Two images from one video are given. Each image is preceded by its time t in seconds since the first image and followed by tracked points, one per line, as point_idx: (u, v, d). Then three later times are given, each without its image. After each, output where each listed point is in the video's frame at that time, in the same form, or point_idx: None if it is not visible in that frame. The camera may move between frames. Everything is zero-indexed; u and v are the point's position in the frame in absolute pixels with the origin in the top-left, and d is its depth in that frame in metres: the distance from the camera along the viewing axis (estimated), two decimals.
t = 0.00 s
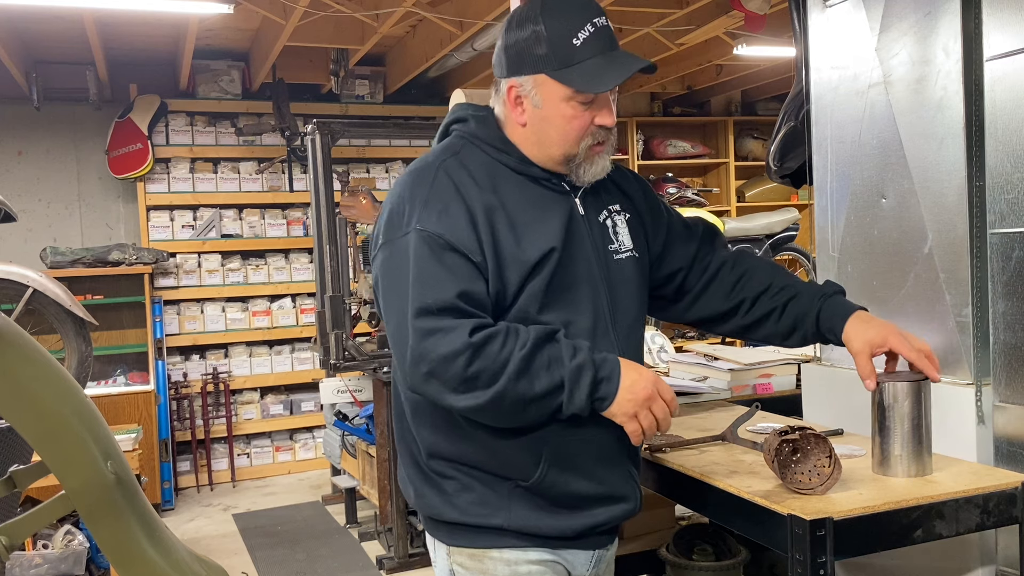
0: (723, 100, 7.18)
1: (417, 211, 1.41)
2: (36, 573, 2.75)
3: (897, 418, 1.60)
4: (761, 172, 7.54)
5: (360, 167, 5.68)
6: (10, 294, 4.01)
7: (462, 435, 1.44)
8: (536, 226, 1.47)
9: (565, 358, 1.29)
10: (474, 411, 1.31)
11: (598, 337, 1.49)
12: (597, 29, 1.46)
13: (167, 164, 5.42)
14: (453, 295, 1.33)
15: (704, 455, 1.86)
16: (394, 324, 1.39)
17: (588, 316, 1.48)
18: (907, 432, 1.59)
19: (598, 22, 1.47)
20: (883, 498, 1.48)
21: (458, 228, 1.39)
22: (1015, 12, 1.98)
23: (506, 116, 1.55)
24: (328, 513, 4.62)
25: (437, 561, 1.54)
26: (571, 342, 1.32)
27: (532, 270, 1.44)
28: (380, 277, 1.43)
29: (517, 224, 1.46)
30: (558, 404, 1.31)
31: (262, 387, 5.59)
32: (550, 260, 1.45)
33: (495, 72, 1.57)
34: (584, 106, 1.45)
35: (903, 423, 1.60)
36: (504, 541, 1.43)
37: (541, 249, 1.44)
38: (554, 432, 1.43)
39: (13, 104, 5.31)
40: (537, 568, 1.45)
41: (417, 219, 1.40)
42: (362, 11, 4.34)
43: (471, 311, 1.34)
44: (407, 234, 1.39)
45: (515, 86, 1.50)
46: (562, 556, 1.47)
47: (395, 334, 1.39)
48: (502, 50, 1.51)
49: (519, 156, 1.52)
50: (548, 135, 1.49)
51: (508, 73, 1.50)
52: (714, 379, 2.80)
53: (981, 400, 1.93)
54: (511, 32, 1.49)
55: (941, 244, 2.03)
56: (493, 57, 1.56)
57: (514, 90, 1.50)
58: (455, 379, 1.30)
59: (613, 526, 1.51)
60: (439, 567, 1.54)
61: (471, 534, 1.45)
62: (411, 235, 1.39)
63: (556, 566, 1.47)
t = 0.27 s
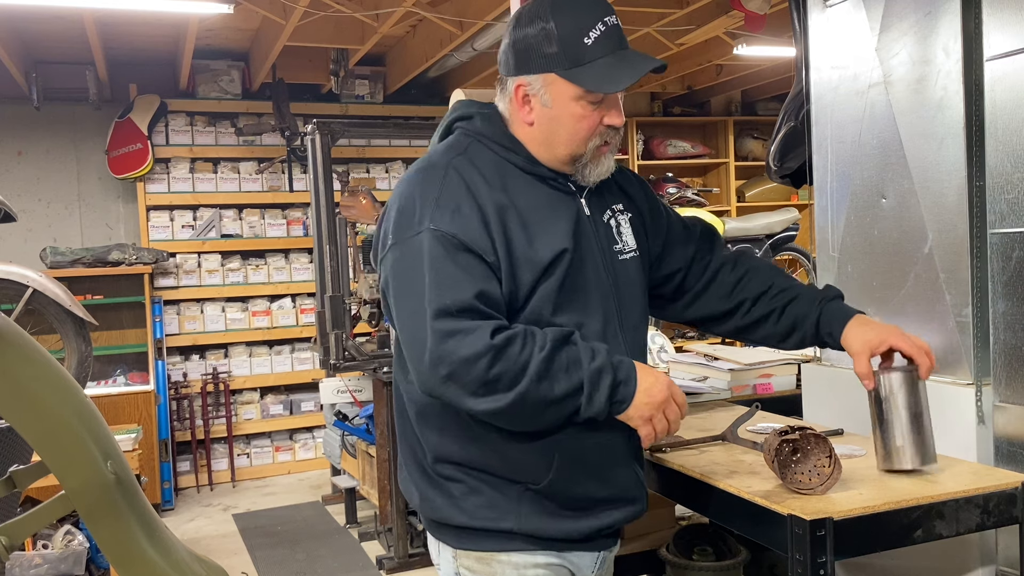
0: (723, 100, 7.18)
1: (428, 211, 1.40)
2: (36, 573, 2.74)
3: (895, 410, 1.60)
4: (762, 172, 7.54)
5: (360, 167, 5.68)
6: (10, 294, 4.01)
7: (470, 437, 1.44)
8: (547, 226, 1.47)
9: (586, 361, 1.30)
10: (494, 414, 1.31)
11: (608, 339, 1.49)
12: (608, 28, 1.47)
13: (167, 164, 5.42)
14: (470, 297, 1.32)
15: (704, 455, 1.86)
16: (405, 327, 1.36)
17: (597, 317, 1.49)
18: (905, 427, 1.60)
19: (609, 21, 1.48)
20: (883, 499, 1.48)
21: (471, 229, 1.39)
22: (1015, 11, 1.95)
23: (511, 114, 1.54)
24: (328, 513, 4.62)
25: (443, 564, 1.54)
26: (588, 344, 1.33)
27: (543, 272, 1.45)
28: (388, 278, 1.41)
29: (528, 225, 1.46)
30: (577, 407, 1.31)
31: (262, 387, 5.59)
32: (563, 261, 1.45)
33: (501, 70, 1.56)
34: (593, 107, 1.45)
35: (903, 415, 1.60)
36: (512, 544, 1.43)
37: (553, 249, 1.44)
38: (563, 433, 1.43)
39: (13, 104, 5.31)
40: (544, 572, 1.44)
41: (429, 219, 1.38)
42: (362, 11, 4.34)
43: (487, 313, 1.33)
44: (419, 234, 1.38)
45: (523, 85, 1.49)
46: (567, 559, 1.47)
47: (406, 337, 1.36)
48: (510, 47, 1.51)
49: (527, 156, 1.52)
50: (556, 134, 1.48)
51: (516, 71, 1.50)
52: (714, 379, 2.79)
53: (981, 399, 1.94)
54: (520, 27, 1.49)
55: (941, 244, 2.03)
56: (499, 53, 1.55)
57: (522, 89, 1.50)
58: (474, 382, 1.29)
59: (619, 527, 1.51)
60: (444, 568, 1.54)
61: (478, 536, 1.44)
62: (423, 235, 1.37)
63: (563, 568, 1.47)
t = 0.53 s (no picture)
0: (723, 100, 7.18)
1: (449, 214, 1.36)
2: (36, 573, 2.74)
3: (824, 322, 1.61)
4: (762, 172, 7.54)
5: (360, 167, 5.68)
6: (10, 294, 4.01)
7: (495, 439, 1.41)
8: (564, 225, 1.47)
9: (627, 347, 1.27)
10: (540, 411, 1.27)
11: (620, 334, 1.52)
12: (604, 29, 1.46)
13: (167, 164, 5.42)
14: (507, 295, 1.29)
15: (704, 455, 1.86)
16: (434, 333, 1.32)
17: (610, 312, 1.51)
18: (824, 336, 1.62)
19: (606, 21, 1.47)
20: (883, 499, 1.48)
21: (495, 230, 1.36)
22: (1016, 12, 1.92)
23: (508, 115, 1.54)
24: (328, 513, 4.62)
25: (454, 565, 1.52)
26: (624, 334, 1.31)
27: (563, 269, 1.43)
28: (408, 286, 1.37)
29: (545, 223, 1.45)
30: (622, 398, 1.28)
31: (262, 387, 5.59)
32: (579, 258, 1.45)
33: (497, 72, 1.56)
34: (592, 106, 1.46)
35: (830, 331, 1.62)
36: (528, 542, 1.43)
37: (571, 247, 1.44)
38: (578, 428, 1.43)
39: (13, 104, 5.31)
40: (557, 568, 1.45)
41: (452, 221, 1.35)
42: (362, 11, 4.33)
43: (522, 310, 1.30)
44: (442, 237, 1.34)
45: (520, 88, 1.49)
46: (578, 557, 1.48)
47: (438, 343, 1.31)
48: (506, 49, 1.50)
49: (530, 159, 1.52)
50: (557, 135, 1.49)
51: (513, 75, 1.49)
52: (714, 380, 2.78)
53: (981, 399, 1.96)
54: (517, 28, 1.48)
55: (941, 244, 2.03)
56: (495, 53, 1.55)
57: (520, 92, 1.49)
58: (519, 379, 1.25)
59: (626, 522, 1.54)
60: (455, 568, 1.53)
61: (494, 535, 1.44)
62: (448, 238, 1.33)
63: (573, 565, 1.48)
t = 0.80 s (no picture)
0: (723, 99, 7.18)
1: (467, 212, 1.36)
2: (36, 573, 2.74)
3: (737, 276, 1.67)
4: (762, 172, 7.54)
5: (360, 167, 5.68)
6: (10, 294, 4.01)
7: (518, 435, 1.41)
8: (572, 220, 1.49)
9: (650, 330, 1.35)
10: (578, 397, 1.32)
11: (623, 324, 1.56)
12: (588, 31, 1.48)
13: (167, 164, 5.42)
14: (535, 288, 1.31)
15: (704, 455, 1.86)
16: (464, 333, 1.32)
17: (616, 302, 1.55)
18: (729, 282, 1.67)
19: (588, 24, 1.49)
20: (883, 499, 1.48)
21: (513, 227, 1.38)
22: (1016, 12, 1.94)
23: (495, 118, 1.55)
24: (328, 513, 4.62)
25: (474, 566, 1.50)
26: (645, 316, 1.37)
27: (575, 261, 1.46)
28: (429, 288, 1.35)
29: (556, 217, 1.48)
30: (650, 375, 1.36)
31: (262, 387, 5.59)
32: (589, 249, 1.48)
33: (482, 75, 1.56)
34: (578, 106, 1.48)
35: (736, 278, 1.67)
36: (553, 535, 1.43)
37: (581, 240, 1.47)
38: (596, 413, 1.46)
39: (13, 104, 5.31)
40: (577, 561, 1.46)
41: (472, 220, 1.35)
42: (362, 11, 4.33)
43: (549, 303, 1.33)
44: (465, 237, 1.34)
45: (508, 90, 1.50)
46: (596, 550, 1.49)
47: (469, 341, 1.31)
48: (492, 52, 1.51)
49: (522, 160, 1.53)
50: (544, 135, 1.51)
51: (500, 76, 1.50)
52: (714, 380, 2.78)
53: (980, 399, 1.95)
54: (504, 30, 1.48)
55: (942, 244, 2.03)
56: (479, 56, 1.55)
57: (508, 93, 1.50)
58: (558, 368, 1.29)
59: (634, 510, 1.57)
60: (474, 570, 1.51)
61: (520, 531, 1.44)
62: (470, 236, 1.33)
63: (591, 557, 1.49)
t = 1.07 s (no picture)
0: (723, 99, 7.18)
1: (462, 210, 1.36)
2: (36, 573, 2.74)
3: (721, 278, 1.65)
4: (762, 172, 7.54)
5: (359, 166, 5.68)
6: (10, 294, 4.01)
7: (517, 431, 1.42)
8: (565, 217, 1.50)
9: (637, 323, 1.36)
10: (573, 390, 1.33)
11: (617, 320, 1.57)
12: (574, 36, 1.50)
13: (167, 164, 5.42)
14: (529, 284, 1.31)
15: (704, 455, 1.86)
16: (462, 330, 1.32)
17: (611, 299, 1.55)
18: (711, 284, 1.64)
19: (574, 29, 1.51)
20: (883, 499, 1.48)
21: (507, 224, 1.38)
22: (1015, 12, 1.94)
23: (485, 121, 1.55)
24: (328, 513, 4.62)
25: (478, 563, 1.50)
26: (634, 310, 1.38)
27: (568, 257, 1.46)
28: (426, 286, 1.35)
29: (549, 213, 1.48)
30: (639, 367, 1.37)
31: (262, 387, 5.59)
32: (581, 244, 1.49)
33: (471, 79, 1.57)
34: (565, 109, 1.49)
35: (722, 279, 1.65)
36: (555, 531, 1.43)
37: (573, 237, 1.47)
38: (593, 407, 1.46)
39: (13, 104, 5.31)
40: (580, 557, 1.47)
41: (466, 218, 1.35)
42: (362, 11, 4.32)
43: (542, 298, 1.34)
44: (460, 234, 1.34)
45: (497, 92, 1.51)
46: (600, 545, 1.50)
47: (466, 338, 1.32)
48: (480, 56, 1.51)
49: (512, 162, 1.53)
50: (532, 137, 1.52)
51: (489, 80, 1.51)
52: (714, 379, 2.80)
53: (981, 399, 1.95)
54: (492, 35, 1.50)
55: (942, 244, 2.03)
56: (468, 60, 1.56)
57: (497, 96, 1.51)
58: (553, 362, 1.30)
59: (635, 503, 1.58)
60: (478, 567, 1.51)
61: (523, 527, 1.43)
62: (465, 234, 1.34)
63: (593, 553, 1.49)
